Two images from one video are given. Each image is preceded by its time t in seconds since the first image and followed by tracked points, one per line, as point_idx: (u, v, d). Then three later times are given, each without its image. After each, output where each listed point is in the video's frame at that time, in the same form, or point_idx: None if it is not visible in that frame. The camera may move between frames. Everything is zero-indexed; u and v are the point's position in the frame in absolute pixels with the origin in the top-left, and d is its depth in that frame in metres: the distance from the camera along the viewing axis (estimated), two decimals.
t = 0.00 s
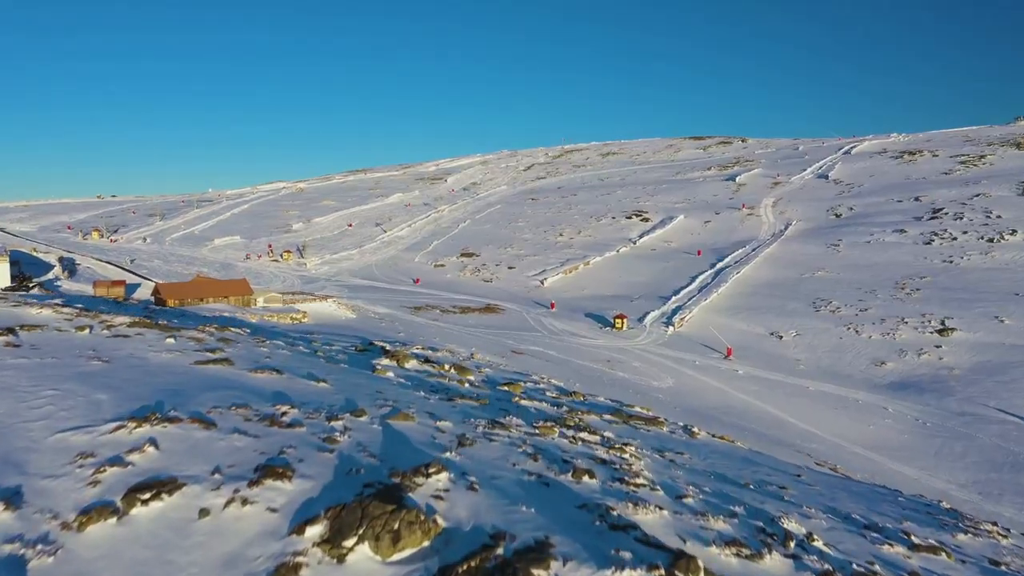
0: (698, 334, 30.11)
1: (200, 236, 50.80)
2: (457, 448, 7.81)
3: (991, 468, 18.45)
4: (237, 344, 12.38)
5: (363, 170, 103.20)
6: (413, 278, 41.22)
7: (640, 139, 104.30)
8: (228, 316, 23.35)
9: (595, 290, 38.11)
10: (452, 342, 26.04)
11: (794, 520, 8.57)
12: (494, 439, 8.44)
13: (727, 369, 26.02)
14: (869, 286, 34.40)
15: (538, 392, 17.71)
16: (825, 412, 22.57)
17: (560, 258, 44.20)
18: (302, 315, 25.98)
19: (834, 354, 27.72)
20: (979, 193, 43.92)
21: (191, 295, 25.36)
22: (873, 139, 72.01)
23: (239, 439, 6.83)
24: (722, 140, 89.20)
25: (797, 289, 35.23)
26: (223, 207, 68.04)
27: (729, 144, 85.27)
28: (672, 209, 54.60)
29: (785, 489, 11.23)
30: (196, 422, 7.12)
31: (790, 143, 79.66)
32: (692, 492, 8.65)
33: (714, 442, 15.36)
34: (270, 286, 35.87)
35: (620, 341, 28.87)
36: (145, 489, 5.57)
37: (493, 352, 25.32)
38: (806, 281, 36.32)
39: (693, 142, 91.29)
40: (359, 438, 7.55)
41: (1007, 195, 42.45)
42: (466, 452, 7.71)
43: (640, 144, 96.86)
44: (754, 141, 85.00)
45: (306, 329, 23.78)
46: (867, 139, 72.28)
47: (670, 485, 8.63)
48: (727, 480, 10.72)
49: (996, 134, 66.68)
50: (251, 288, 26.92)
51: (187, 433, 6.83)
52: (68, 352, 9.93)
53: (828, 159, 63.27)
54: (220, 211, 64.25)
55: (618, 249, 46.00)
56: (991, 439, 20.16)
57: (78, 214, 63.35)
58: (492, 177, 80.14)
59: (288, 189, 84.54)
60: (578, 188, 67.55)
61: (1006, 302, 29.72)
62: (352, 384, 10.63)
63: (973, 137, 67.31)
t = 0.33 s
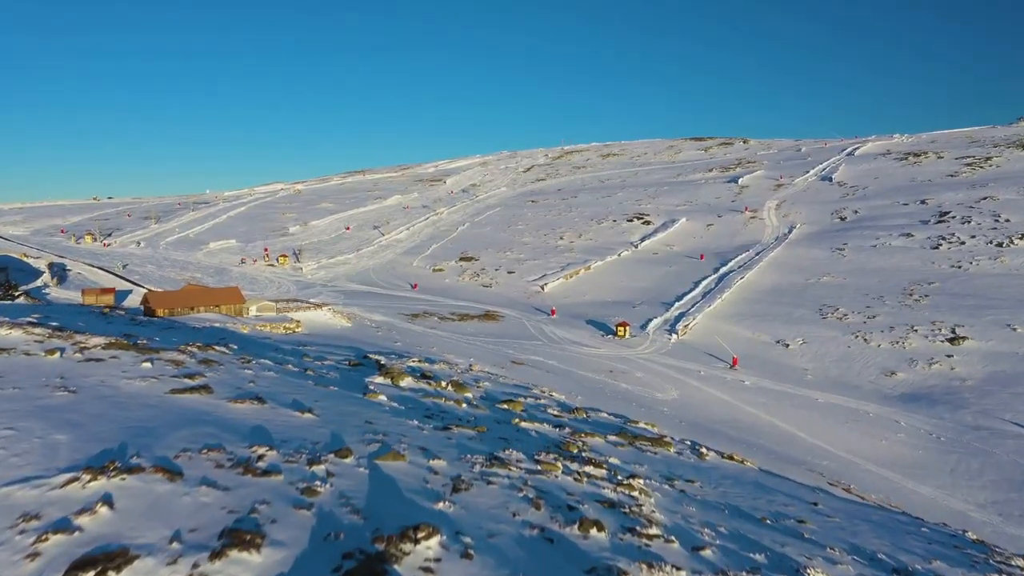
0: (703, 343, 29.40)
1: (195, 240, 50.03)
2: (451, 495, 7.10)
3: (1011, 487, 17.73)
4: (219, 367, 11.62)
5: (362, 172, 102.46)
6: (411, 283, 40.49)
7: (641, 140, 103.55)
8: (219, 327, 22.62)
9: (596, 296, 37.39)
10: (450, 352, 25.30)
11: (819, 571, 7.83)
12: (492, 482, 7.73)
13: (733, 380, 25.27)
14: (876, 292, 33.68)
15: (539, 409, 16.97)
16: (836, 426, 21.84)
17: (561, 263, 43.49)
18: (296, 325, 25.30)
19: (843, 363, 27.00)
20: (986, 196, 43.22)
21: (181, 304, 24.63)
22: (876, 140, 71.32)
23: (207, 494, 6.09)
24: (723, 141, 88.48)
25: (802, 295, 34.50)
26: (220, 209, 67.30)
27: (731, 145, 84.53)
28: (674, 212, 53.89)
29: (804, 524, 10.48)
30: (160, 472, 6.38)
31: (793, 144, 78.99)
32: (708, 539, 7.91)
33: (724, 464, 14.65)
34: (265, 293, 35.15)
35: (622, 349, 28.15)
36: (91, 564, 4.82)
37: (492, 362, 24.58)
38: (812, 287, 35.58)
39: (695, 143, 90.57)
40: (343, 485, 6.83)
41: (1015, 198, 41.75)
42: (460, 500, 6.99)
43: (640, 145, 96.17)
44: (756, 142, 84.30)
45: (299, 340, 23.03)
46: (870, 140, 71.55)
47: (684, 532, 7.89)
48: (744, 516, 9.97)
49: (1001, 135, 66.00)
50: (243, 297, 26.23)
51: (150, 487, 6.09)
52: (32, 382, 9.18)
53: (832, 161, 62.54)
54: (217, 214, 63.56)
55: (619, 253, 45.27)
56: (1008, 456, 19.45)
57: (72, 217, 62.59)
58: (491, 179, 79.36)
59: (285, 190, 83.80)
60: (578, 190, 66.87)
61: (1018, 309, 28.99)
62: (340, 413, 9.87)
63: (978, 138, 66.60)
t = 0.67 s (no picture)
0: (707, 352, 28.67)
1: (190, 244, 49.30)
2: (443, 553, 6.37)
3: None
4: (198, 393, 10.84)
5: (360, 174, 101.84)
6: (409, 288, 39.77)
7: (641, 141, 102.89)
8: (208, 338, 21.88)
9: (597, 303, 36.67)
10: (447, 363, 24.56)
11: None
12: (489, 533, 7.00)
13: (739, 392, 24.52)
14: (884, 298, 32.97)
15: (539, 428, 16.23)
16: (846, 441, 21.10)
17: (561, 267, 42.78)
18: (289, 335, 24.58)
19: (851, 374, 26.29)
20: (993, 199, 42.54)
21: (170, 314, 23.90)
22: (880, 142, 70.60)
23: (165, 564, 5.35)
24: (725, 143, 87.83)
25: (808, 301, 33.77)
26: (216, 212, 66.59)
27: (733, 146, 83.89)
28: (676, 215, 53.18)
29: (826, 564, 9.75)
30: (113, 536, 5.64)
31: (795, 145, 78.31)
32: None
33: (735, 489, 13.90)
34: (259, 299, 34.42)
35: (625, 359, 27.42)
36: None
37: (491, 374, 23.81)
38: (818, 293, 34.86)
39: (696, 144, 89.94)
40: (321, 545, 6.09)
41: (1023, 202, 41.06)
42: (453, 559, 6.26)
43: (641, 146, 95.51)
44: (757, 144, 83.63)
45: (291, 352, 22.30)
46: (874, 142, 70.89)
47: None
48: (762, 557, 9.27)
49: (1006, 137, 65.38)
50: (235, 306, 25.50)
51: (100, 556, 5.35)
52: None
53: (835, 163, 61.86)
54: (212, 217, 62.76)
55: (620, 257, 44.55)
56: None
57: (67, 220, 61.84)
58: (491, 180, 78.61)
59: (283, 192, 83.04)
60: (578, 192, 66.20)
61: None
62: (325, 448, 9.11)
63: (982, 139, 65.93)
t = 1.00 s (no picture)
0: (712, 361, 27.95)
1: (185, 248, 48.57)
2: None
3: None
4: (174, 422, 10.08)
5: (358, 175, 101.02)
6: (407, 294, 39.03)
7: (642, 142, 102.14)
8: (197, 350, 21.14)
9: (598, 309, 35.95)
10: (445, 374, 23.82)
11: None
12: None
13: (746, 404, 23.77)
14: (891, 304, 32.26)
15: (540, 448, 15.45)
16: (858, 455, 20.37)
17: (561, 272, 42.07)
18: (282, 345, 23.83)
19: (860, 384, 25.57)
20: (1001, 202, 41.82)
21: (158, 325, 23.15)
22: (883, 143, 69.91)
23: None
24: (726, 143, 87.14)
25: (814, 308, 33.06)
26: (213, 214, 65.87)
27: (734, 147, 83.13)
28: (678, 217, 52.46)
29: None
30: None
31: (797, 146, 77.58)
32: None
33: (747, 517, 13.16)
34: (253, 306, 33.68)
35: (627, 368, 26.70)
36: None
37: (489, 386, 23.05)
38: (824, 299, 34.13)
39: (697, 145, 89.17)
40: None
41: None
42: None
43: (642, 147, 94.81)
44: (759, 145, 82.90)
45: (283, 364, 21.56)
46: (877, 144, 70.23)
47: None
48: None
49: (1012, 138, 64.63)
50: (226, 315, 24.75)
51: None
52: None
53: (839, 164, 61.14)
54: (208, 219, 62.04)
55: (622, 261, 43.83)
56: None
57: (61, 223, 61.07)
58: (490, 182, 77.84)
59: (280, 194, 82.32)
60: (579, 194, 65.48)
61: None
62: (308, 488, 8.36)
63: (987, 140, 65.27)
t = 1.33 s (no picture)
0: (717, 371, 27.23)
1: (179, 251, 47.84)
2: None
3: None
4: (146, 455, 9.35)
5: (357, 176, 100.28)
6: (404, 299, 38.30)
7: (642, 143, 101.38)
8: (185, 363, 20.40)
9: (599, 315, 35.22)
10: (442, 386, 23.10)
11: None
12: None
13: (752, 416, 23.06)
14: (900, 311, 31.53)
15: (540, 470, 14.66)
16: (870, 471, 19.65)
17: (561, 276, 41.35)
18: (274, 356, 23.11)
19: (870, 395, 24.84)
20: (1009, 205, 41.10)
21: (146, 335, 22.43)
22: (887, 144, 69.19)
23: None
24: (728, 144, 86.43)
25: (820, 314, 32.33)
26: (209, 216, 65.14)
27: (736, 148, 82.40)
28: (679, 220, 51.75)
29: None
30: None
31: (799, 147, 76.83)
32: None
33: (760, 548, 12.42)
34: (247, 313, 32.94)
35: (630, 378, 25.98)
36: None
37: (488, 399, 22.31)
38: (830, 305, 33.41)
39: (698, 146, 88.43)
40: None
41: None
42: None
43: (643, 148, 94.10)
44: (761, 146, 82.19)
45: (274, 376, 20.84)
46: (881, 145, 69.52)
47: None
48: None
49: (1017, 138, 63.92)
50: (216, 324, 24.02)
51: None
52: None
53: (842, 166, 60.40)
54: (204, 221, 61.31)
55: (623, 265, 43.10)
56: None
57: (55, 226, 60.30)
58: (489, 184, 77.11)
59: (278, 195, 81.55)
60: (579, 195, 64.74)
61: None
62: (287, 535, 7.61)
63: (992, 141, 64.59)
